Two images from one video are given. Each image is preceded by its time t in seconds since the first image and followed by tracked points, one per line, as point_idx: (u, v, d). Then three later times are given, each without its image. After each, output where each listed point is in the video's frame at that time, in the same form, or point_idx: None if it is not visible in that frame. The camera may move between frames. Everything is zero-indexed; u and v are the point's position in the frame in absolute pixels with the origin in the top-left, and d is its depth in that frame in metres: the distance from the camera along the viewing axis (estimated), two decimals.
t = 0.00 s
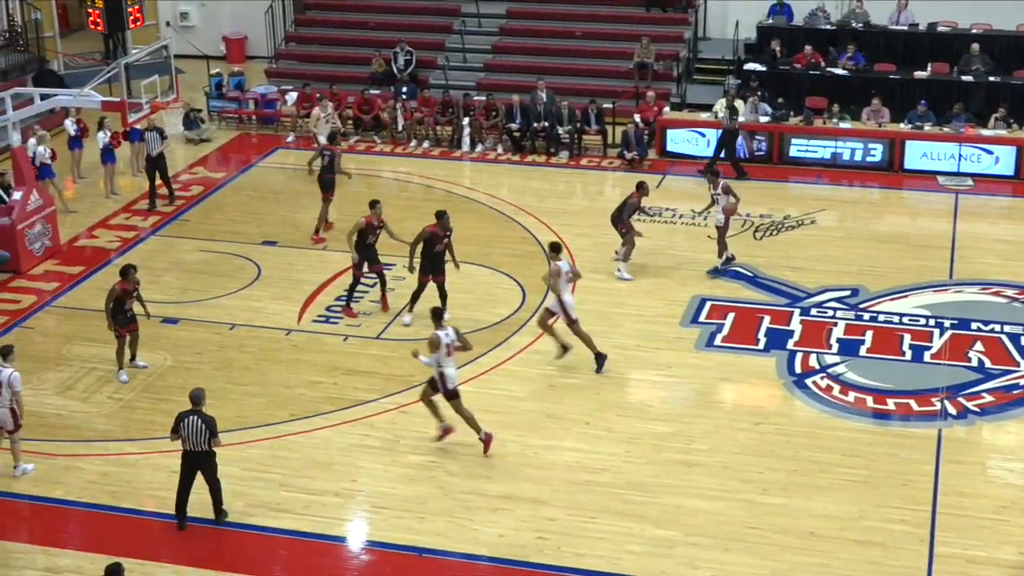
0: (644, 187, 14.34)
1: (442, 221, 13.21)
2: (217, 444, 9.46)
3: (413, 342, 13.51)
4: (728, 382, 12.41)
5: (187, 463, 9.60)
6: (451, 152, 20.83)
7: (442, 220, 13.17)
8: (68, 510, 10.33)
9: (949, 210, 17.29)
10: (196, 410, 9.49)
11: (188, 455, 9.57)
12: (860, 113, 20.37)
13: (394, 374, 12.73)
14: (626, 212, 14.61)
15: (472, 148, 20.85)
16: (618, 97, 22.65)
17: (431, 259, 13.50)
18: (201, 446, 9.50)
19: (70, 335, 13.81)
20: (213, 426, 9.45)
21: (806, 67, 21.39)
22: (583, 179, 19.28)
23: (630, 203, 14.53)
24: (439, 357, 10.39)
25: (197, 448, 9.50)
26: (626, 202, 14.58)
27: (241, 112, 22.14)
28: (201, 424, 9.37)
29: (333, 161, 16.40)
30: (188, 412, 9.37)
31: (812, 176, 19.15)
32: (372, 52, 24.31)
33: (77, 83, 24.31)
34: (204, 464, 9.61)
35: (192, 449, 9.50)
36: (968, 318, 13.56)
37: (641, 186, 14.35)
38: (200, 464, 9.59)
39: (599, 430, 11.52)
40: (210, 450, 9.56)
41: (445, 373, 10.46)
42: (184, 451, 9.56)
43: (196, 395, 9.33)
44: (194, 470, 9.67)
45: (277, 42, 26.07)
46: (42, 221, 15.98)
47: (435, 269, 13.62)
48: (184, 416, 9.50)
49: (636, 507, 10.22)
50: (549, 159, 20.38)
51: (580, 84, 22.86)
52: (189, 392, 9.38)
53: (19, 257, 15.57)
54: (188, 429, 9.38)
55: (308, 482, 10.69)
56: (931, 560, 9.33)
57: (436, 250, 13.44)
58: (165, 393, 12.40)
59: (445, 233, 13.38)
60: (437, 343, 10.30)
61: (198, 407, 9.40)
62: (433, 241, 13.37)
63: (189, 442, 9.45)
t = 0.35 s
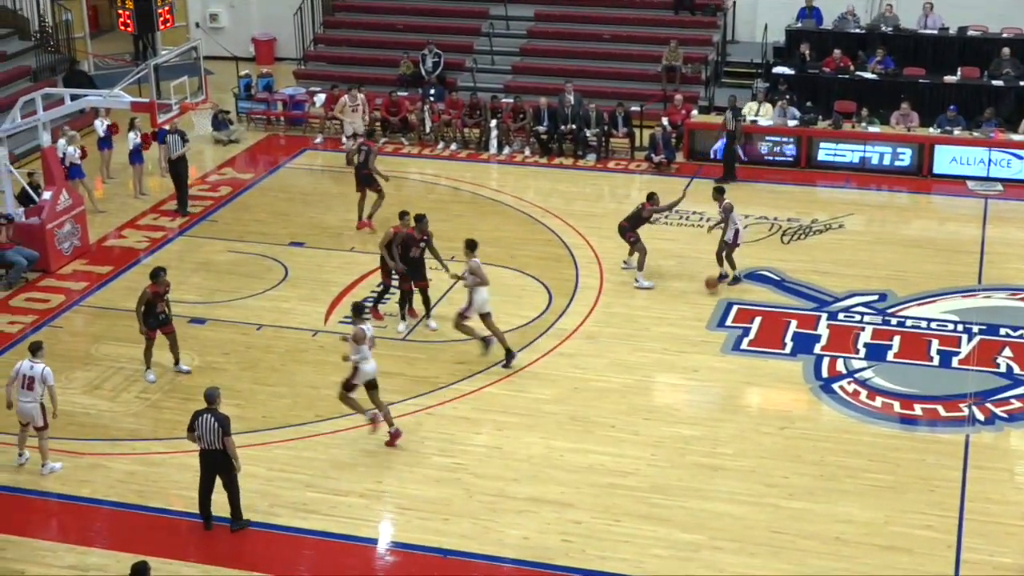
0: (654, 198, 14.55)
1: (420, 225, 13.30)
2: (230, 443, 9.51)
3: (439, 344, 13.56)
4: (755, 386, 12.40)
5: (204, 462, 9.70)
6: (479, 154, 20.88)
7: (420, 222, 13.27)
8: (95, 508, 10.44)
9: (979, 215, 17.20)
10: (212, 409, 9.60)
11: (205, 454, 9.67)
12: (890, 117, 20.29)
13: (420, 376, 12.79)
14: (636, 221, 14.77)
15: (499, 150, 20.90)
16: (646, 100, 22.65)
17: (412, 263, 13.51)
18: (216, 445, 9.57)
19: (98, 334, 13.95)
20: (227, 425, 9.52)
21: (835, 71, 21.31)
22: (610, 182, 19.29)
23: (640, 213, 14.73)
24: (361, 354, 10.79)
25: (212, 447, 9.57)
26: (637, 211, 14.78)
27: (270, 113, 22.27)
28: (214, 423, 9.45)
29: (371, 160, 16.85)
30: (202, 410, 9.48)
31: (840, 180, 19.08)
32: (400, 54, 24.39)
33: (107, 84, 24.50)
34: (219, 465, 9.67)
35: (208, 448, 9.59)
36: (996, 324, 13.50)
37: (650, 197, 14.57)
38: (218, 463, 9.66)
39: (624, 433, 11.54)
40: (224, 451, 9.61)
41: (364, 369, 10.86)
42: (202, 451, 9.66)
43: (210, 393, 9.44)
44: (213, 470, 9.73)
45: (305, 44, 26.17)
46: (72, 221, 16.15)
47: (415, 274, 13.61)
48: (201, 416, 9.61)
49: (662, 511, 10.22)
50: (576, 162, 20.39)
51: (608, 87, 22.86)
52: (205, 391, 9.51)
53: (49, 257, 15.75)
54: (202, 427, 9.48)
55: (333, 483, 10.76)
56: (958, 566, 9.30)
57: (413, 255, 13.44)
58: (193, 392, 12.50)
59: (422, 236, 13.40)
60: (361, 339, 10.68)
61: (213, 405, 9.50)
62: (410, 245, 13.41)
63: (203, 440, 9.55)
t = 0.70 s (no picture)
0: (659, 202, 14.36)
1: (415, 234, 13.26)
2: (262, 445, 9.56)
3: (464, 345, 13.59)
4: (780, 389, 12.36)
5: (235, 465, 9.73)
6: (503, 155, 20.91)
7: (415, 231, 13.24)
8: (119, 506, 10.52)
9: (1006, 219, 17.10)
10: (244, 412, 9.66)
11: (236, 457, 9.71)
12: (916, 120, 20.18)
13: (444, 377, 12.82)
14: (641, 228, 14.43)
15: (524, 151, 20.92)
16: (671, 102, 22.62)
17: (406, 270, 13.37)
18: (247, 447, 9.61)
19: (124, 333, 14.05)
20: (259, 427, 9.57)
21: (861, 73, 21.23)
22: (635, 184, 19.28)
23: (646, 219, 14.40)
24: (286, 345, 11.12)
25: (244, 449, 9.62)
26: (640, 217, 14.48)
27: (296, 113, 22.39)
28: (246, 424, 9.51)
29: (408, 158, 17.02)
30: (234, 412, 9.53)
31: (866, 182, 19.02)
32: (426, 55, 24.45)
33: (134, 83, 24.66)
34: (250, 468, 9.71)
35: (240, 450, 9.63)
36: None
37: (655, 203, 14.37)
38: (250, 467, 9.70)
39: (648, 436, 11.54)
40: (256, 453, 9.65)
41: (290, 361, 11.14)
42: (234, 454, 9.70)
43: (243, 394, 9.51)
44: (244, 474, 9.77)
45: (331, 44, 26.26)
46: (98, 220, 16.27)
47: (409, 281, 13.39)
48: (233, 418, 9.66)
49: (685, 514, 10.22)
50: (601, 163, 20.39)
51: (633, 89, 22.85)
52: (238, 392, 9.57)
53: (75, 255, 15.88)
54: (234, 428, 9.54)
55: (357, 483, 10.81)
56: (983, 572, 9.25)
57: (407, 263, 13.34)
58: (218, 392, 12.58)
59: (417, 245, 13.34)
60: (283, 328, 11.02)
61: (246, 407, 9.56)
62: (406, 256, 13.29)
63: (235, 442, 9.61)
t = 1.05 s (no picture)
0: (672, 208, 14.29)
1: (414, 238, 13.01)
2: (303, 443, 9.69)
3: (496, 345, 13.64)
4: (813, 392, 12.34)
5: (274, 463, 9.84)
6: (538, 156, 20.97)
7: (415, 235, 12.98)
8: (154, 503, 10.65)
9: None
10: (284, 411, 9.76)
11: (275, 455, 9.82)
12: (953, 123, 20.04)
13: (477, 377, 12.89)
14: (655, 235, 14.35)
15: (558, 152, 20.98)
16: (706, 103, 22.59)
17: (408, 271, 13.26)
18: (286, 445, 9.72)
19: (159, 331, 14.21)
20: (299, 425, 9.69)
21: (898, 76, 21.10)
22: (669, 186, 19.28)
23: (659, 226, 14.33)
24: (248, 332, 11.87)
25: (283, 447, 9.73)
26: (653, 224, 14.41)
27: (331, 113, 22.52)
28: (287, 423, 9.61)
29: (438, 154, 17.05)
30: (275, 412, 9.62)
31: (902, 186, 18.91)
32: (461, 55, 24.55)
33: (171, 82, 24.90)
34: (288, 465, 9.82)
35: (279, 448, 9.74)
36: None
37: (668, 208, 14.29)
38: (287, 464, 9.81)
39: (681, 437, 11.55)
40: (295, 451, 9.77)
41: (249, 347, 11.91)
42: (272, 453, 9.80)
43: (286, 393, 9.62)
44: (281, 472, 9.87)
45: (366, 44, 26.39)
46: (135, 218, 16.45)
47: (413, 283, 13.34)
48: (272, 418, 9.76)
49: (717, 516, 10.23)
50: (635, 165, 20.41)
51: (668, 90, 22.85)
52: (279, 392, 9.66)
53: (112, 253, 16.07)
54: (275, 427, 9.64)
55: (389, 482, 10.89)
56: None
57: (406, 266, 13.14)
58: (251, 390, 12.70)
59: (417, 250, 13.09)
60: (248, 317, 11.76)
61: (286, 406, 9.67)
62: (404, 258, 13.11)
63: (274, 440, 9.71)
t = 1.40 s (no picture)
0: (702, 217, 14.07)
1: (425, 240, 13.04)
2: (337, 443, 9.76)
3: (532, 346, 13.69)
4: (851, 396, 12.30)
5: (309, 460, 9.94)
6: (576, 157, 20.99)
7: (425, 236, 13.00)
8: (190, 499, 10.78)
9: None
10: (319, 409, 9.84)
11: (310, 453, 9.92)
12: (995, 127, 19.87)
13: (513, 378, 12.94)
14: (695, 247, 14.21)
15: (597, 153, 20.99)
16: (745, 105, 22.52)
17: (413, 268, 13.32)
18: (320, 443, 9.81)
19: (197, 328, 14.37)
20: (334, 425, 9.76)
21: (940, 79, 20.97)
22: (707, 188, 19.24)
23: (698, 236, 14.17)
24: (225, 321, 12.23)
25: (318, 445, 9.82)
26: (693, 237, 14.23)
27: (369, 112, 22.64)
28: (321, 422, 9.69)
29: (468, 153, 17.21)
30: (309, 411, 9.71)
31: (942, 189, 18.77)
32: (500, 56, 24.63)
33: (211, 81, 25.16)
34: (323, 463, 9.91)
35: (314, 446, 9.83)
36: None
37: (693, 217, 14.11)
38: (322, 461, 9.91)
39: (717, 441, 11.54)
40: (330, 449, 9.85)
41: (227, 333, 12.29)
42: (308, 450, 9.90)
43: (321, 392, 9.69)
44: (315, 469, 9.97)
45: (406, 44, 26.50)
46: (174, 216, 16.64)
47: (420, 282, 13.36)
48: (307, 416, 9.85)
49: (753, 520, 10.22)
50: (674, 166, 20.39)
51: (708, 92, 22.79)
52: (314, 391, 9.75)
53: (151, 250, 16.26)
54: (309, 425, 9.74)
55: (425, 481, 10.96)
56: None
57: (418, 268, 13.17)
58: (288, 388, 12.83)
59: (429, 251, 13.11)
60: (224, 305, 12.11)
61: (322, 405, 9.74)
62: (415, 260, 13.14)
63: (310, 438, 9.81)
